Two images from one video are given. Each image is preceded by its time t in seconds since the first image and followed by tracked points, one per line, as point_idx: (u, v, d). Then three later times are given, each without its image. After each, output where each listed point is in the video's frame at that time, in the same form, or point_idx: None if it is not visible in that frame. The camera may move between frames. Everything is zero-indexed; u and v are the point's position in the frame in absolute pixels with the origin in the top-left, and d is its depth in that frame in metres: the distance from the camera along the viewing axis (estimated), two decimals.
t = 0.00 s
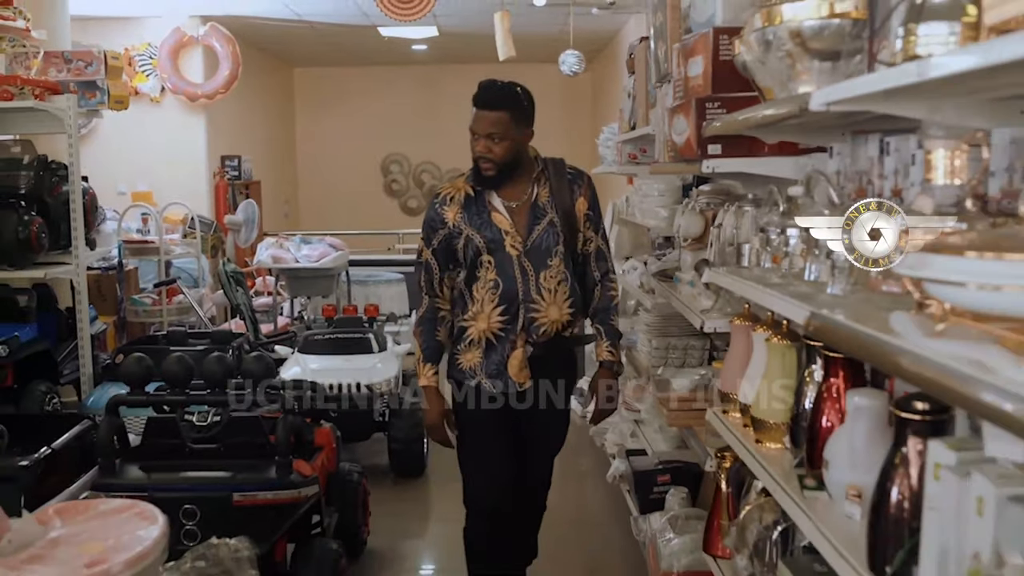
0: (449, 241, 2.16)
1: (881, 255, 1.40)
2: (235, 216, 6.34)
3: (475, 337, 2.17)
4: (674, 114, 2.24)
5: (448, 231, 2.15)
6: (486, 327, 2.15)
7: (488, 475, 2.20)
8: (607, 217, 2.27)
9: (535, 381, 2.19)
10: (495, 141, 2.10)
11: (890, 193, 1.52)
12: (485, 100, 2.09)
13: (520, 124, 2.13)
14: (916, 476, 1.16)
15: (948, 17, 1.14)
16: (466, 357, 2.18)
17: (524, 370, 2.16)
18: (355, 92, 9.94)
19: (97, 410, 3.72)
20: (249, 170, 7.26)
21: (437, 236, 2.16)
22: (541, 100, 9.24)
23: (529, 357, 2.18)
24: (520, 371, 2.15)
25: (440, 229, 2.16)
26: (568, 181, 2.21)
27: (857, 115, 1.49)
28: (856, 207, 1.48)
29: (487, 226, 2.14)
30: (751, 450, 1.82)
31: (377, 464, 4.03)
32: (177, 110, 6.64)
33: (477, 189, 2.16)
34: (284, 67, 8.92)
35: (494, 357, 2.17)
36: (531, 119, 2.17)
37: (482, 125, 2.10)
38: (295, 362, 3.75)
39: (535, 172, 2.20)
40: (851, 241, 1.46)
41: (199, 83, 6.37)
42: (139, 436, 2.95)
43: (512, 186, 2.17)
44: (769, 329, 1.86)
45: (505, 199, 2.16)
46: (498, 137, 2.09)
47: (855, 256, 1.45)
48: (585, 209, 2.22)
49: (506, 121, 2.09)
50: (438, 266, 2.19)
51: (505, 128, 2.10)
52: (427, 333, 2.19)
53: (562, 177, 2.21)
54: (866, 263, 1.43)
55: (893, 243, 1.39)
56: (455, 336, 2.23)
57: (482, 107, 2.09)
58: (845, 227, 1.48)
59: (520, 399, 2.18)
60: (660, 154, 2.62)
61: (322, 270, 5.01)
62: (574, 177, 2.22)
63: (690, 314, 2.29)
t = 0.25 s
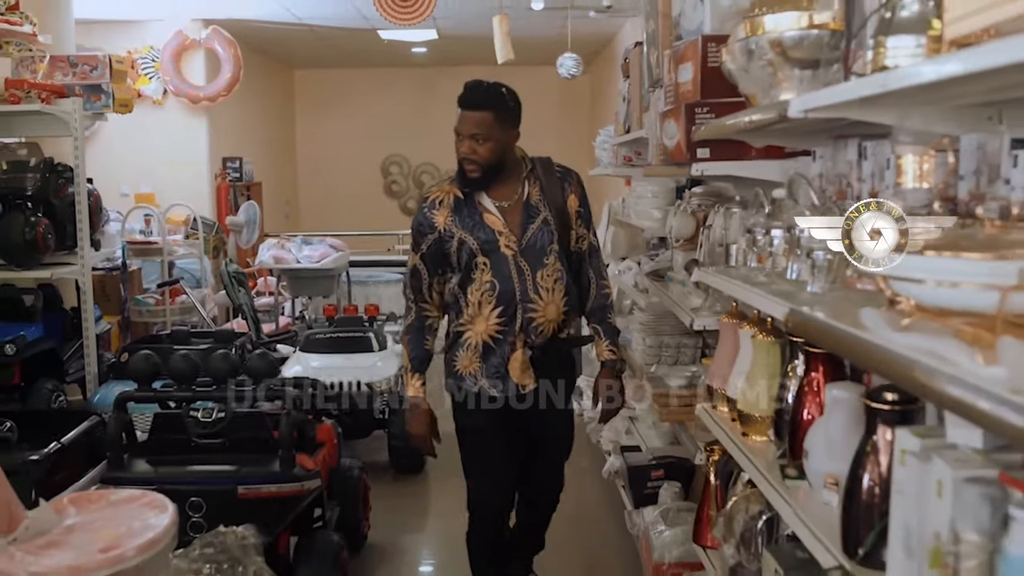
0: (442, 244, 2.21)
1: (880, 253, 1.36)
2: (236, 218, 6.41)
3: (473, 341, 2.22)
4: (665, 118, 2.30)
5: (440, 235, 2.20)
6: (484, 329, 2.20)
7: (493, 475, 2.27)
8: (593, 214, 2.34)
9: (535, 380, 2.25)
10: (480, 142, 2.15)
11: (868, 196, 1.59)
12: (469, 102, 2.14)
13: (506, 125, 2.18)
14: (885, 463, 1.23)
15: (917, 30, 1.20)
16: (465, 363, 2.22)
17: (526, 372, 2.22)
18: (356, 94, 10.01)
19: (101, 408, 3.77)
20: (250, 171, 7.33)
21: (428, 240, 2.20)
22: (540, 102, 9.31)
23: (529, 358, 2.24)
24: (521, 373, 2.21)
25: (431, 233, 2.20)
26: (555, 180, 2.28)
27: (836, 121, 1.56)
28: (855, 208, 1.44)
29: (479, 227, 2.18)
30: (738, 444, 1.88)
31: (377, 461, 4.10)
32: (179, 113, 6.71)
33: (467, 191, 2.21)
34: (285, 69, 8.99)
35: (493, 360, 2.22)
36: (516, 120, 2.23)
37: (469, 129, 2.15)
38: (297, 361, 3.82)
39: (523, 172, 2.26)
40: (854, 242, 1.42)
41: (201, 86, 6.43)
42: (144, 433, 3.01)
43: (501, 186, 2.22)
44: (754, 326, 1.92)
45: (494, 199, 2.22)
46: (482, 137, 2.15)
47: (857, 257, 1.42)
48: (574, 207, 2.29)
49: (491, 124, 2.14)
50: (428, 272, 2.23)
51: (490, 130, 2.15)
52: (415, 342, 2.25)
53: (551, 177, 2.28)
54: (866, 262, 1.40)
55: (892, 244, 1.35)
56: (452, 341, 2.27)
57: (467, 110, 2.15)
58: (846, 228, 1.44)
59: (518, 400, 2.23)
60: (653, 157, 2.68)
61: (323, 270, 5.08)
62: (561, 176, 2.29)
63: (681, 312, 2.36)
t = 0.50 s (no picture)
0: (429, 245, 2.16)
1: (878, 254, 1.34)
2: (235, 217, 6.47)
3: (461, 343, 2.17)
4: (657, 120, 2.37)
5: (427, 236, 2.15)
6: (471, 331, 2.16)
7: (486, 474, 2.22)
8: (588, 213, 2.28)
9: (532, 380, 2.19)
10: (466, 144, 2.10)
11: (849, 195, 1.65)
12: (453, 103, 2.09)
13: (493, 123, 2.13)
14: (861, 450, 1.29)
15: (891, 39, 1.27)
16: (453, 364, 2.18)
17: (510, 374, 2.17)
18: (352, 96, 10.08)
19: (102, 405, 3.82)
20: (248, 172, 7.40)
21: (416, 241, 2.15)
22: (536, 104, 9.38)
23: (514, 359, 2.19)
24: (505, 375, 2.16)
25: (419, 234, 2.15)
26: (546, 178, 2.21)
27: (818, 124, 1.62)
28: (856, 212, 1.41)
29: (467, 228, 2.14)
30: (726, 435, 1.95)
31: (374, 457, 4.16)
32: (177, 114, 6.76)
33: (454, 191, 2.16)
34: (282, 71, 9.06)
35: (481, 361, 2.17)
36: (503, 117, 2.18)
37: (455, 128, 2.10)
38: (295, 358, 3.88)
39: (513, 170, 2.21)
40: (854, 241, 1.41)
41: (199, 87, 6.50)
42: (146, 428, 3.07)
43: (490, 186, 2.17)
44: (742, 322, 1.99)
45: (483, 199, 2.17)
46: (468, 139, 2.10)
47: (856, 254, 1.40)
48: (566, 205, 2.23)
49: (478, 123, 2.10)
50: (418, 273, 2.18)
51: (476, 130, 2.10)
52: (403, 343, 2.19)
53: (542, 174, 2.21)
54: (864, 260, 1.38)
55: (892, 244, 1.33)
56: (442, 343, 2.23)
57: (453, 108, 2.09)
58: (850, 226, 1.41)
59: (520, 400, 2.19)
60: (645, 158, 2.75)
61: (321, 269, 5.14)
62: (552, 174, 2.23)
63: (671, 309, 2.43)
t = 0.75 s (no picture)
0: (435, 241, 2.19)
1: (877, 252, 1.37)
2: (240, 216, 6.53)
3: (462, 341, 2.21)
4: (658, 121, 2.44)
5: (433, 233, 2.18)
6: (471, 331, 2.19)
7: (486, 464, 2.28)
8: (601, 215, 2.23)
9: (532, 380, 2.21)
10: (473, 144, 2.11)
11: (842, 194, 1.72)
12: (458, 103, 2.09)
13: (500, 124, 2.12)
14: (852, 434, 1.37)
15: (879, 45, 1.34)
16: (458, 361, 2.23)
17: (507, 375, 2.19)
18: (355, 96, 10.15)
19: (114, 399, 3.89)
20: (253, 171, 7.47)
21: (424, 237, 2.18)
22: (538, 105, 9.45)
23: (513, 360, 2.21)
24: (501, 377, 2.18)
25: (427, 229, 2.18)
26: (555, 179, 2.17)
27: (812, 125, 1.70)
28: (862, 216, 1.44)
29: (470, 227, 2.16)
30: (725, 425, 2.02)
31: (380, 452, 4.23)
32: (183, 114, 6.84)
33: (463, 189, 2.17)
34: (285, 71, 9.13)
35: (481, 361, 2.20)
36: (514, 116, 2.15)
37: (461, 128, 2.09)
38: (303, 354, 3.95)
39: (522, 169, 2.18)
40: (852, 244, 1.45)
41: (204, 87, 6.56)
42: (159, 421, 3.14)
43: (498, 186, 2.17)
44: (741, 316, 2.06)
45: (491, 197, 2.17)
46: (475, 139, 2.10)
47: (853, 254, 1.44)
48: (574, 207, 2.18)
49: (483, 125, 2.09)
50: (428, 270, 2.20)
51: (481, 133, 2.10)
52: (420, 335, 2.20)
53: (551, 174, 2.17)
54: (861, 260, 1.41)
55: (892, 241, 1.35)
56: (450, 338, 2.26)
57: (459, 106, 2.09)
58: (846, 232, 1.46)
59: (519, 399, 2.21)
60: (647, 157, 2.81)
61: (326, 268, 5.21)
62: (562, 175, 2.18)
63: (674, 304, 2.49)
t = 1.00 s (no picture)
0: (455, 243, 2.06)
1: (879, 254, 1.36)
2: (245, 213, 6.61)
3: (477, 347, 2.07)
4: (659, 120, 2.51)
5: (453, 234, 2.06)
6: (486, 336, 2.05)
7: (494, 480, 2.14)
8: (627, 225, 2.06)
9: (549, 391, 2.05)
10: (496, 147, 1.96)
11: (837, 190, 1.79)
12: (481, 104, 1.95)
13: (525, 124, 1.98)
14: (844, 419, 1.44)
15: (871, 48, 1.42)
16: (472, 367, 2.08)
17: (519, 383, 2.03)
18: (357, 95, 10.22)
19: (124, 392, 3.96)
20: (257, 169, 7.54)
21: (443, 238, 2.06)
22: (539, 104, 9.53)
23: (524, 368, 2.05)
24: (511, 383, 2.03)
25: (446, 230, 2.06)
26: (579, 186, 2.03)
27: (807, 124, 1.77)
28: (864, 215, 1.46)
29: (490, 229, 2.02)
30: (724, 413, 2.09)
31: (385, 445, 4.30)
32: (189, 113, 6.91)
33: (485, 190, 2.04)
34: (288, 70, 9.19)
35: (494, 368, 2.05)
36: (540, 117, 2.01)
37: (483, 129, 1.96)
38: (310, 349, 4.03)
39: (547, 174, 2.05)
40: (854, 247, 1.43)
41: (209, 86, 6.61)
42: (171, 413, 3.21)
43: (522, 189, 2.03)
44: (740, 308, 2.13)
45: (514, 200, 2.03)
46: (498, 142, 1.95)
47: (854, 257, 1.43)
48: (597, 215, 2.03)
49: (506, 126, 1.94)
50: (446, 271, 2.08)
51: (503, 134, 1.95)
52: (437, 340, 2.09)
53: (576, 180, 2.03)
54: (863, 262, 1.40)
55: (892, 241, 1.35)
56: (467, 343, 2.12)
57: (482, 106, 1.95)
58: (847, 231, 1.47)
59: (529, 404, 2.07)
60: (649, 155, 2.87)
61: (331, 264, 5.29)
62: (587, 181, 2.04)
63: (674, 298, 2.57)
